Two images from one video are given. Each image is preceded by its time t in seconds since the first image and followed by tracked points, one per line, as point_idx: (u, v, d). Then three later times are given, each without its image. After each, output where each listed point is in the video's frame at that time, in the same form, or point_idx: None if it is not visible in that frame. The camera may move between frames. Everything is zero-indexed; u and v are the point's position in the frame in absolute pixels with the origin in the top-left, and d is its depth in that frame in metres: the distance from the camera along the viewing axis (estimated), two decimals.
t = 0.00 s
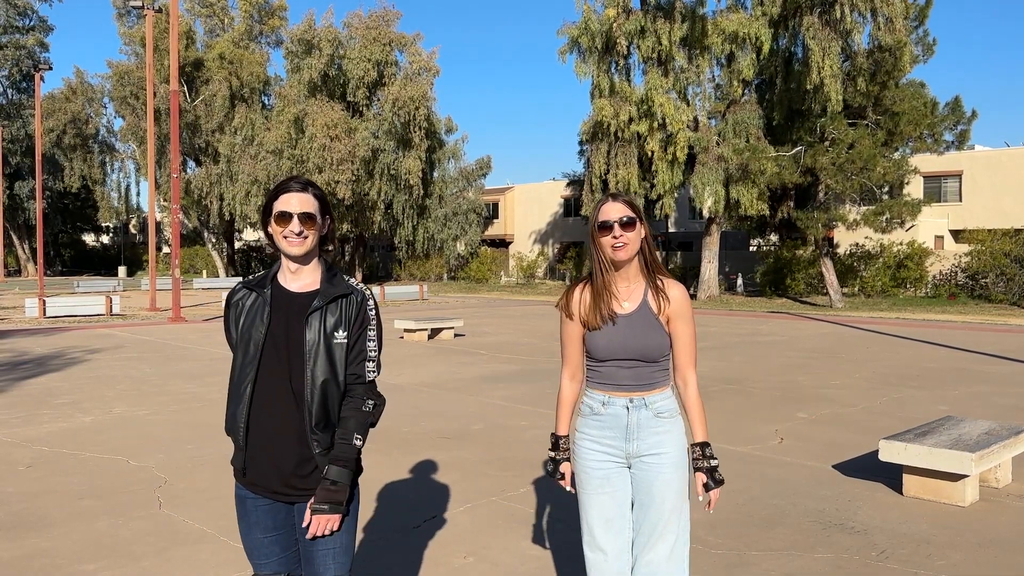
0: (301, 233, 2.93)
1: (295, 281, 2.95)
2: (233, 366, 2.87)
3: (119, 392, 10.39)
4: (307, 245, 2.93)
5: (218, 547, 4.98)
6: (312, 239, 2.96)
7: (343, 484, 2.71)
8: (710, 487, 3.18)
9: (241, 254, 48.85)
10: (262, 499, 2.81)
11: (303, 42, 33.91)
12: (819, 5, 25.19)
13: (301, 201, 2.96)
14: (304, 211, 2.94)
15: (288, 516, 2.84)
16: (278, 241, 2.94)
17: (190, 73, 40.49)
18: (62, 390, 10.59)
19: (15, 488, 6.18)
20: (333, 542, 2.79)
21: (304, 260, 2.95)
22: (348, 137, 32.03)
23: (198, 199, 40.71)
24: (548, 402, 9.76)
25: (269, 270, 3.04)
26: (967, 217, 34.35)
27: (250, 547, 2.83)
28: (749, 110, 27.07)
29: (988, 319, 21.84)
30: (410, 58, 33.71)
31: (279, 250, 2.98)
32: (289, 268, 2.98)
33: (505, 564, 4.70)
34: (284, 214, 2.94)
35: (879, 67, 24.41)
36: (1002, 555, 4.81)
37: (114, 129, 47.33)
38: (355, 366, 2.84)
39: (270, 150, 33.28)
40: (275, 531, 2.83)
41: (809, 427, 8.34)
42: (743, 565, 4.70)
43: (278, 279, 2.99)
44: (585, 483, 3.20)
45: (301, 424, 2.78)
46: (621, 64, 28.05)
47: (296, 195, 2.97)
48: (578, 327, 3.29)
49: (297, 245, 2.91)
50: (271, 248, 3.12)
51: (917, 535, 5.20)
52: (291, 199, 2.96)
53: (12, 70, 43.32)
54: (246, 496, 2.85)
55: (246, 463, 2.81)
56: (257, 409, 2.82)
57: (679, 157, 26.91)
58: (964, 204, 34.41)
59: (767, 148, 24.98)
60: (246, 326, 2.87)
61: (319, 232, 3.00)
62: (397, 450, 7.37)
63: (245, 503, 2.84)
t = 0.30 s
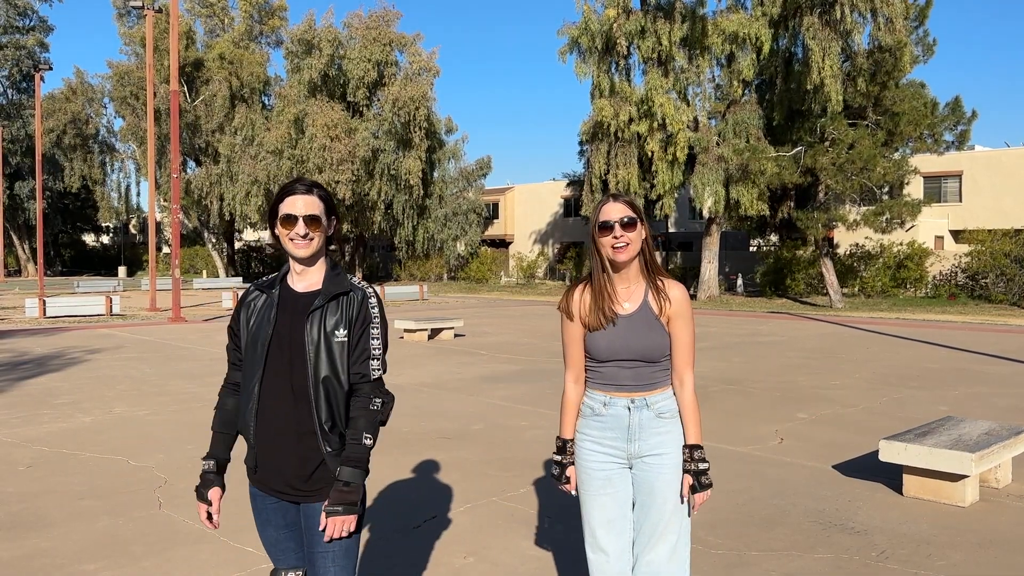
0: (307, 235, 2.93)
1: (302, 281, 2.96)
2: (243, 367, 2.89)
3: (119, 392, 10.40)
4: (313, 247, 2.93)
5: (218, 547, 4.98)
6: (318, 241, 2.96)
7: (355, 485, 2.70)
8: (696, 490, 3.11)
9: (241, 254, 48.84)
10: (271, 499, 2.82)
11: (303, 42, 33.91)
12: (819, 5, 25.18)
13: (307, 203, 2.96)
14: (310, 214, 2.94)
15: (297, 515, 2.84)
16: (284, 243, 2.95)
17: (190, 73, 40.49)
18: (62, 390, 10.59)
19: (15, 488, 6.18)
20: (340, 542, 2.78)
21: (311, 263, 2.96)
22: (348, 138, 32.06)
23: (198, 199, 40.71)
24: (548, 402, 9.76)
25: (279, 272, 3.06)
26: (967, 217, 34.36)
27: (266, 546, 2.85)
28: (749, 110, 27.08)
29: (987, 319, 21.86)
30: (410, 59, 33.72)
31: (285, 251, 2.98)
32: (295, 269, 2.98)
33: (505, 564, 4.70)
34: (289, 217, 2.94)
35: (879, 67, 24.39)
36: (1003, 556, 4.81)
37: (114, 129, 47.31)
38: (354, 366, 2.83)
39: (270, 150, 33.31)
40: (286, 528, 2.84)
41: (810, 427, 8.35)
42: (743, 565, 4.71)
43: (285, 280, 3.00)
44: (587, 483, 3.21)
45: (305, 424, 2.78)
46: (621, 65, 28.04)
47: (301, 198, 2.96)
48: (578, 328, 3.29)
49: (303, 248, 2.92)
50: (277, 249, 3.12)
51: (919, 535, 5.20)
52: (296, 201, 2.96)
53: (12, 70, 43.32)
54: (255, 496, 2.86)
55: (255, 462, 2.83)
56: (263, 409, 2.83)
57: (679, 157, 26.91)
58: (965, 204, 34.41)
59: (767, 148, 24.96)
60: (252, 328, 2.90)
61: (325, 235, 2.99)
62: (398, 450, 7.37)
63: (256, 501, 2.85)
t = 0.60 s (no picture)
0: (310, 232, 2.92)
1: (303, 279, 2.96)
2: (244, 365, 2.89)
3: (119, 392, 10.39)
4: (313, 244, 2.92)
5: (218, 547, 4.98)
6: (321, 240, 2.95)
7: (362, 486, 2.70)
8: (694, 487, 3.09)
9: (240, 254, 48.85)
10: (272, 498, 2.83)
11: (303, 42, 33.90)
12: (819, 5, 25.19)
13: (322, 202, 2.97)
14: (320, 212, 2.94)
15: (298, 515, 2.84)
16: (288, 238, 2.95)
17: (190, 73, 40.48)
18: (61, 390, 10.58)
19: (15, 488, 6.18)
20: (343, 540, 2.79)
21: (313, 259, 2.96)
22: (348, 138, 32.06)
23: (199, 199, 40.69)
24: (548, 402, 9.75)
25: (280, 271, 3.06)
26: (967, 217, 34.35)
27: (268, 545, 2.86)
28: (750, 110, 27.09)
29: (987, 319, 21.89)
30: (410, 58, 33.73)
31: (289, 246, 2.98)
32: (298, 265, 2.99)
33: (505, 564, 4.70)
34: (298, 212, 2.94)
35: (879, 67, 24.40)
36: (1003, 556, 4.80)
37: (114, 129, 47.30)
38: (352, 367, 2.82)
39: (270, 150, 33.31)
40: (288, 527, 2.84)
41: (810, 427, 8.35)
42: (743, 565, 4.70)
43: (287, 278, 3.00)
44: (586, 486, 3.20)
45: (304, 424, 2.78)
46: (621, 64, 28.02)
47: (318, 195, 2.97)
48: (578, 325, 3.28)
49: (304, 244, 2.92)
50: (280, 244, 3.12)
51: (919, 535, 5.20)
52: (304, 197, 2.96)
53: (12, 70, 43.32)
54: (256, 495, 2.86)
55: (259, 460, 2.84)
56: (264, 408, 2.84)
57: (679, 157, 26.91)
58: (965, 204, 34.40)
59: (767, 148, 24.94)
60: (252, 324, 2.90)
61: (332, 236, 2.98)
62: (397, 450, 7.37)
63: (257, 499, 2.86)
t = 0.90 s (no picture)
0: (316, 234, 2.92)
1: (303, 279, 2.96)
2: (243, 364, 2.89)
3: (119, 392, 10.39)
4: (318, 246, 2.92)
5: (219, 547, 4.97)
6: (326, 242, 2.94)
7: (360, 489, 2.71)
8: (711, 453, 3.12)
9: (241, 254, 48.85)
10: (269, 499, 2.82)
11: (303, 42, 33.88)
12: (819, 5, 25.20)
13: (331, 205, 2.96)
14: (328, 214, 2.93)
15: (295, 515, 2.84)
16: (293, 237, 2.95)
17: (190, 73, 40.47)
18: (61, 390, 10.58)
19: (15, 488, 6.18)
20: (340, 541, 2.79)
21: (316, 261, 2.95)
22: (348, 137, 32.06)
23: (199, 199, 40.68)
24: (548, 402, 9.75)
25: (282, 269, 3.06)
26: (967, 217, 34.35)
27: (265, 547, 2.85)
28: (750, 110, 27.10)
29: (987, 319, 21.90)
30: (410, 58, 33.75)
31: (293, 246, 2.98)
32: (299, 265, 2.99)
33: (505, 564, 4.70)
34: (306, 213, 2.94)
35: (879, 67, 24.41)
36: (1003, 556, 4.80)
37: (114, 129, 47.29)
38: (351, 368, 2.81)
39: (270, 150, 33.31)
40: (285, 527, 2.83)
41: (810, 427, 8.34)
42: (743, 565, 4.70)
43: (288, 277, 3.00)
44: (585, 488, 3.19)
45: (302, 425, 2.78)
46: (621, 64, 28.02)
47: (327, 198, 2.96)
48: (576, 323, 3.30)
49: (309, 245, 2.91)
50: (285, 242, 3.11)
51: (919, 535, 5.19)
52: (314, 199, 2.96)
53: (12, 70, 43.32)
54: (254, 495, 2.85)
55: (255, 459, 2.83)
56: (261, 409, 2.83)
57: (679, 157, 26.91)
58: (965, 204, 34.39)
59: (767, 148, 24.92)
60: (250, 323, 2.89)
61: (337, 238, 2.98)
62: (397, 450, 7.36)
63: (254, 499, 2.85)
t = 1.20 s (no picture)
0: (312, 233, 2.91)
1: (304, 279, 2.96)
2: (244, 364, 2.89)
3: (119, 393, 10.38)
4: (315, 244, 2.91)
5: (219, 548, 4.97)
6: (322, 241, 2.94)
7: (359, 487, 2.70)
8: (717, 439, 3.13)
9: (241, 254, 48.88)
10: (266, 498, 2.82)
11: (303, 42, 33.88)
12: (819, 5, 25.21)
13: (319, 201, 2.95)
14: (318, 212, 2.92)
15: (293, 515, 2.84)
16: (290, 237, 2.94)
17: (190, 73, 40.47)
18: (61, 390, 10.57)
19: (15, 488, 6.17)
20: (336, 541, 2.78)
21: (313, 261, 2.95)
22: (348, 137, 32.09)
23: (199, 200, 40.67)
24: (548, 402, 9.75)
25: (283, 270, 3.06)
26: (967, 217, 34.35)
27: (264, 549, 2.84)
28: (749, 110, 27.11)
29: (988, 319, 21.93)
30: (410, 58, 33.77)
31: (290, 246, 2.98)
32: (299, 266, 2.98)
33: (505, 564, 4.70)
34: (300, 210, 2.93)
35: (879, 67, 24.42)
36: (1004, 556, 4.80)
37: (114, 129, 47.29)
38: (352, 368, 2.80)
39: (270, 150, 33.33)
40: (283, 527, 2.83)
41: (811, 427, 8.33)
42: (743, 565, 4.70)
43: (289, 277, 3.00)
44: (585, 489, 3.19)
45: (303, 424, 2.77)
46: (621, 65, 28.04)
47: (315, 195, 2.96)
48: (579, 322, 3.31)
49: (304, 245, 2.91)
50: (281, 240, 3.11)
51: (920, 535, 5.19)
52: (310, 198, 2.95)
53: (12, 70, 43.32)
54: (253, 495, 2.85)
55: (256, 459, 2.83)
56: (261, 407, 2.84)
57: (679, 158, 26.91)
58: (965, 204, 34.39)
59: (767, 148, 24.91)
60: (253, 323, 2.89)
61: (332, 235, 2.97)
62: (397, 450, 7.37)
63: (254, 498, 2.84)
